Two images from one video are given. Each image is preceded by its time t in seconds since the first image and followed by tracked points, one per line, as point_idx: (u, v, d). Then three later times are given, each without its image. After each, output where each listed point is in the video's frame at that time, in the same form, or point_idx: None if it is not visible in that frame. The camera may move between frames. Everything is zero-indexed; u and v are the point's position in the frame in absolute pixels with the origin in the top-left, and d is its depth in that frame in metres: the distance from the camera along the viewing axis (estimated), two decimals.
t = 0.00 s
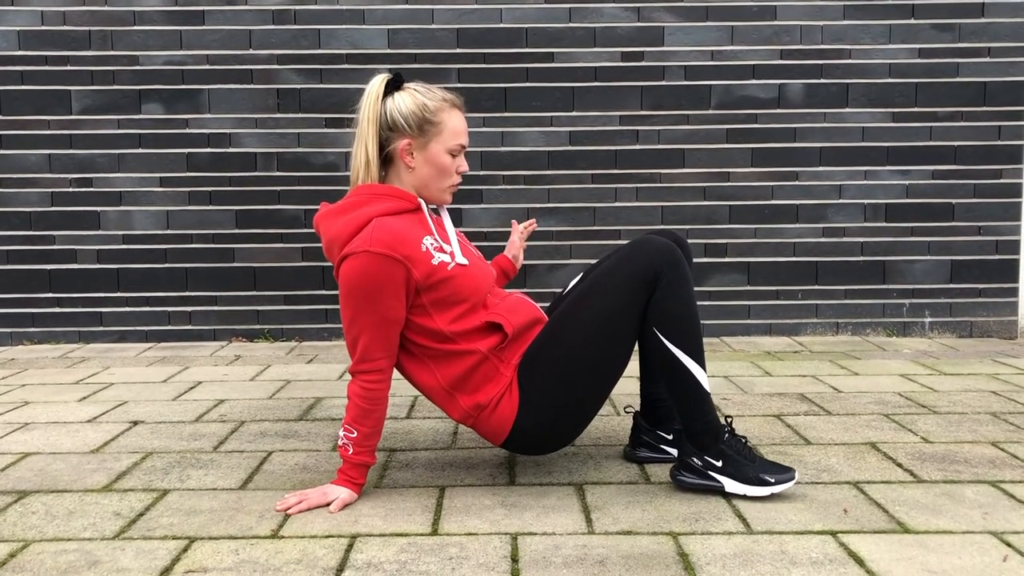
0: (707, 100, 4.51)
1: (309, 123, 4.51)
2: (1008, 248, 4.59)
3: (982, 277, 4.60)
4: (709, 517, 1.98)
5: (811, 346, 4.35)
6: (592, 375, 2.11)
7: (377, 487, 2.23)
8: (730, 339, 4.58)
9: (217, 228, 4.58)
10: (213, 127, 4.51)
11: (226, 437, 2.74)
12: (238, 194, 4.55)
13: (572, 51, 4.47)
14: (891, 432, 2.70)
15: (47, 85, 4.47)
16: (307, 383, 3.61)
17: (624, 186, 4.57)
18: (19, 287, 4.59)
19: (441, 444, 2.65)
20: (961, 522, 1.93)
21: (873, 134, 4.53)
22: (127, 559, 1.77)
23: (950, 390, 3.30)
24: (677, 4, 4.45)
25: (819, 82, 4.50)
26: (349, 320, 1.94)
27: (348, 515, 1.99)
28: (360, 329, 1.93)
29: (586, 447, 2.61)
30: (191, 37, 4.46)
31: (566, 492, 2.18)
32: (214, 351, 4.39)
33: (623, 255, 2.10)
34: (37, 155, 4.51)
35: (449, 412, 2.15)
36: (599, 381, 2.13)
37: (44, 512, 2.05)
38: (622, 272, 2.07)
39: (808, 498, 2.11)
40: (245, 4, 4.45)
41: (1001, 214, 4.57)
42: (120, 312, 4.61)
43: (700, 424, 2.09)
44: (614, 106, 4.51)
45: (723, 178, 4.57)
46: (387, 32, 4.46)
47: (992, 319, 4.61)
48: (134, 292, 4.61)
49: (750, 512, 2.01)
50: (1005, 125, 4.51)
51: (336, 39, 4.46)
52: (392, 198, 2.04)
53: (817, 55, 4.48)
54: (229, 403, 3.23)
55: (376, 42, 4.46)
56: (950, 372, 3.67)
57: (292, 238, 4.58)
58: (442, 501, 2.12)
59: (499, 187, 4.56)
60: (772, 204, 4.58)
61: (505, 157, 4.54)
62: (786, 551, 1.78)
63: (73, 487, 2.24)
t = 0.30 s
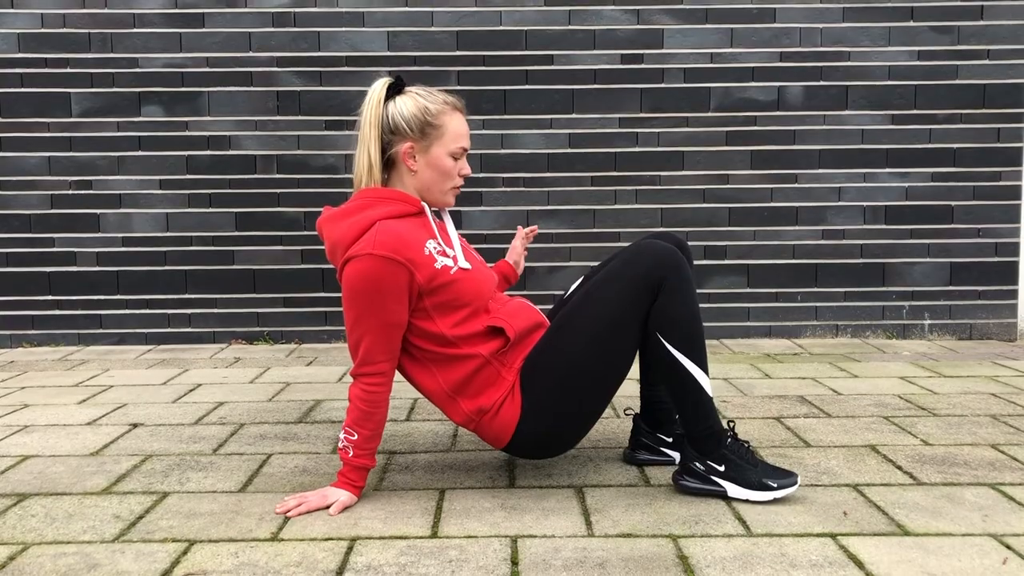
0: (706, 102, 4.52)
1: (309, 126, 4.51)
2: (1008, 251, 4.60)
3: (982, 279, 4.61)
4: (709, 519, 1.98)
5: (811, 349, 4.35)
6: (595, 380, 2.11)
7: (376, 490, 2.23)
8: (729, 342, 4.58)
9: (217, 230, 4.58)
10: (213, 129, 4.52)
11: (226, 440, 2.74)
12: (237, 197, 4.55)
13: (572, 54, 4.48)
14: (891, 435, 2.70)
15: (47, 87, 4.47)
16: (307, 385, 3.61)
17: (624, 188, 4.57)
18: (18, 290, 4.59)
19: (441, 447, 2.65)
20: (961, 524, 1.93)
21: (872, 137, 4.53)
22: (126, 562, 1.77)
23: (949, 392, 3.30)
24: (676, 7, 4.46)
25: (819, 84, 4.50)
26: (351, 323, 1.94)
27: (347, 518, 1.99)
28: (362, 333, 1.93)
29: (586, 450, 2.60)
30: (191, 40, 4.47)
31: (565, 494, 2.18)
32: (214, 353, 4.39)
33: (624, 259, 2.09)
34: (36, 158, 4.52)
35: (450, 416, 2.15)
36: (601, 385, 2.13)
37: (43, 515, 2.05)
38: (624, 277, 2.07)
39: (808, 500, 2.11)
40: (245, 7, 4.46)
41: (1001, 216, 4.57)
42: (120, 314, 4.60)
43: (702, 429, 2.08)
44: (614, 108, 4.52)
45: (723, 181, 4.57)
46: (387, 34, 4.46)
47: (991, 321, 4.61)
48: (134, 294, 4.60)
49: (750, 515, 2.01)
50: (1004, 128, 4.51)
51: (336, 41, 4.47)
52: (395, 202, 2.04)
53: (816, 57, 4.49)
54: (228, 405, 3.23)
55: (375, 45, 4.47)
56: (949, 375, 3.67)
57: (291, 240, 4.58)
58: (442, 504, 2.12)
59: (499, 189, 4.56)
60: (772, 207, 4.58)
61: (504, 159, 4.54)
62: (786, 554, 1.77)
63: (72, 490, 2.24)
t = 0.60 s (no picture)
0: (706, 104, 4.52)
1: (309, 128, 4.52)
2: (1008, 252, 4.60)
3: (982, 280, 4.61)
4: (709, 521, 1.98)
5: (811, 351, 4.36)
6: (596, 381, 2.11)
7: (376, 492, 2.23)
8: (729, 343, 4.58)
9: (217, 232, 4.58)
10: (213, 131, 4.52)
11: (226, 442, 2.74)
12: (238, 198, 4.56)
13: (572, 56, 4.48)
14: (891, 436, 2.70)
15: (47, 89, 4.47)
16: (306, 387, 3.61)
17: (624, 190, 4.57)
18: (18, 291, 4.59)
19: (441, 449, 2.65)
20: (961, 526, 1.93)
21: (872, 139, 4.54)
22: (126, 563, 1.77)
23: (949, 394, 3.30)
24: (676, 9, 4.47)
25: (818, 86, 4.51)
26: (351, 325, 1.94)
27: (347, 520, 2.00)
28: (362, 335, 1.93)
29: (586, 452, 2.61)
30: (191, 41, 4.47)
31: (565, 496, 2.18)
32: (214, 355, 4.39)
33: (625, 260, 2.09)
34: (36, 160, 4.52)
35: (452, 417, 2.15)
36: (603, 386, 2.13)
37: (43, 517, 2.05)
38: (626, 277, 2.07)
39: (808, 502, 2.11)
40: (245, 9, 4.46)
41: (1000, 218, 4.57)
42: (120, 316, 4.61)
43: (703, 429, 2.08)
44: (614, 110, 4.52)
45: (723, 182, 4.57)
46: (387, 36, 4.47)
47: (991, 323, 4.62)
48: (134, 296, 4.61)
49: (750, 516, 2.01)
50: (1004, 129, 4.52)
51: (336, 43, 4.47)
52: (396, 204, 2.04)
53: (816, 59, 4.49)
54: (229, 407, 3.23)
55: (376, 47, 4.47)
56: (949, 376, 3.67)
57: (291, 242, 4.59)
58: (442, 506, 2.12)
59: (499, 191, 4.56)
60: (772, 208, 4.59)
61: (504, 161, 4.55)
62: (786, 556, 1.78)
63: (72, 492, 2.24)
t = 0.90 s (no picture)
0: (706, 104, 4.52)
1: (309, 128, 4.52)
2: (1008, 253, 4.60)
3: (981, 281, 4.60)
4: (708, 522, 1.98)
5: (811, 351, 4.36)
6: (596, 381, 2.11)
7: (376, 492, 2.23)
8: (729, 344, 4.58)
9: (217, 232, 4.58)
10: (213, 131, 4.52)
11: (225, 442, 2.74)
12: (237, 199, 4.56)
13: (572, 56, 4.48)
14: (890, 437, 2.70)
15: (47, 90, 4.47)
16: (306, 388, 3.60)
17: (624, 191, 4.57)
18: (18, 292, 4.59)
19: (440, 449, 2.65)
20: (961, 526, 1.93)
21: (872, 139, 4.54)
22: (126, 564, 1.77)
23: (949, 395, 3.30)
24: (676, 10, 4.47)
25: (818, 86, 4.51)
26: (350, 325, 1.94)
27: (347, 520, 1.99)
28: (361, 335, 1.93)
29: (586, 452, 2.60)
30: (191, 42, 4.47)
31: (565, 497, 2.18)
32: (213, 356, 4.38)
33: (625, 260, 2.09)
34: (36, 160, 4.52)
35: (451, 416, 2.15)
36: (602, 385, 2.13)
37: (42, 518, 2.05)
38: (626, 277, 2.07)
39: (808, 503, 2.11)
40: (245, 9, 4.46)
41: (1000, 218, 4.57)
42: (120, 316, 4.60)
43: (702, 428, 2.08)
44: (614, 110, 4.52)
45: (723, 183, 4.57)
46: (387, 37, 4.47)
47: (991, 323, 4.61)
48: (133, 297, 4.60)
49: (750, 517, 2.01)
50: (1004, 130, 4.52)
51: (336, 44, 4.47)
52: (394, 203, 2.04)
53: (816, 60, 4.49)
54: (228, 408, 3.22)
55: (375, 47, 4.47)
56: (949, 377, 3.67)
57: (291, 242, 4.59)
58: (442, 506, 2.12)
59: (499, 192, 4.56)
60: (771, 209, 4.59)
61: (504, 162, 4.55)
62: (786, 556, 1.77)
63: (71, 492, 2.23)
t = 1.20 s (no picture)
0: (706, 104, 4.52)
1: (309, 128, 4.51)
2: (1007, 252, 4.60)
3: (981, 280, 4.60)
4: (708, 521, 1.98)
5: (810, 351, 4.36)
6: (596, 381, 2.11)
7: (375, 492, 2.22)
8: (729, 343, 4.58)
9: (216, 232, 4.58)
10: (213, 131, 4.52)
11: (225, 442, 2.74)
12: (237, 199, 4.55)
13: (572, 56, 4.48)
14: (891, 436, 2.70)
15: (46, 89, 4.47)
16: (306, 387, 3.60)
17: (623, 190, 4.57)
18: (18, 292, 4.59)
19: (440, 449, 2.64)
20: (962, 526, 1.93)
21: (872, 139, 4.54)
22: (126, 563, 1.77)
23: (949, 394, 3.30)
24: (676, 9, 4.47)
25: (818, 86, 4.51)
26: (351, 325, 1.94)
27: (347, 520, 1.99)
28: (362, 335, 1.93)
29: (586, 452, 2.60)
30: (191, 41, 4.47)
31: (565, 496, 2.18)
32: (213, 355, 4.38)
33: (626, 259, 2.09)
34: (36, 160, 4.52)
35: (452, 416, 2.14)
36: (603, 385, 2.12)
37: (42, 517, 2.04)
38: (626, 277, 2.07)
39: (808, 502, 2.10)
40: (245, 8, 4.46)
41: (999, 218, 4.57)
42: (119, 316, 4.60)
43: (703, 427, 2.08)
44: (614, 110, 4.52)
45: (723, 182, 4.57)
46: (386, 36, 4.47)
47: (991, 323, 4.61)
48: (133, 297, 4.60)
49: (751, 516, 2.01)
50: (1004, 129, 4.52)
51: (336, 43, 4.47)
52: (395, 203, 2.04)
53: (816, 59, 4.49)
54: (228, 407, 3.22)
55: (375, 47, 4.47)
56: (949, 376, 3.67)
57: (291, 242, 4.58)
58: (442, 506, 2.12)
59: (499, 191, 4.56)
60: (771, 209, 4.58)
61: (504, 161, 4.54)
62: (786, 556, 1.77)
63: (71, 492, 2.23)
